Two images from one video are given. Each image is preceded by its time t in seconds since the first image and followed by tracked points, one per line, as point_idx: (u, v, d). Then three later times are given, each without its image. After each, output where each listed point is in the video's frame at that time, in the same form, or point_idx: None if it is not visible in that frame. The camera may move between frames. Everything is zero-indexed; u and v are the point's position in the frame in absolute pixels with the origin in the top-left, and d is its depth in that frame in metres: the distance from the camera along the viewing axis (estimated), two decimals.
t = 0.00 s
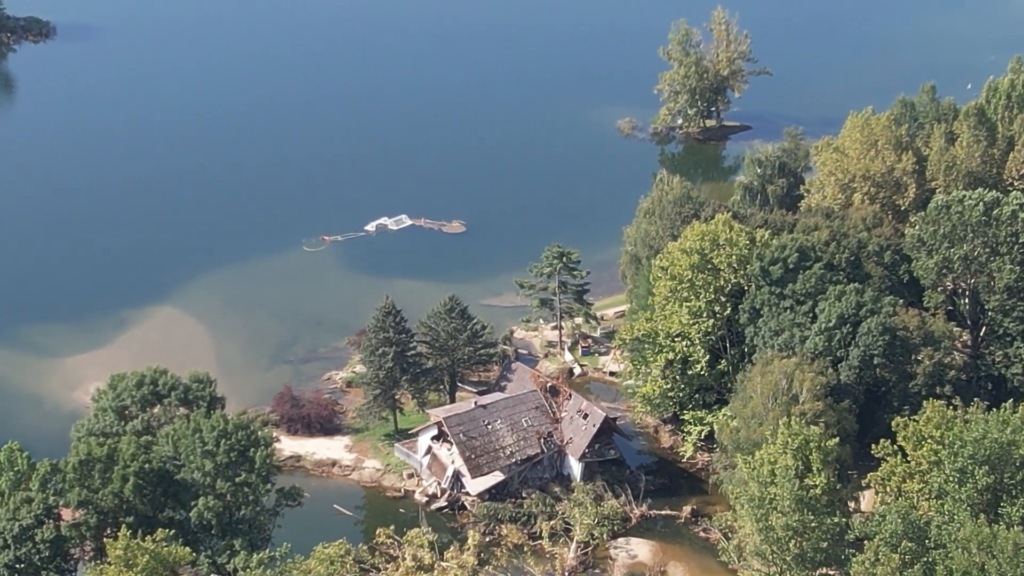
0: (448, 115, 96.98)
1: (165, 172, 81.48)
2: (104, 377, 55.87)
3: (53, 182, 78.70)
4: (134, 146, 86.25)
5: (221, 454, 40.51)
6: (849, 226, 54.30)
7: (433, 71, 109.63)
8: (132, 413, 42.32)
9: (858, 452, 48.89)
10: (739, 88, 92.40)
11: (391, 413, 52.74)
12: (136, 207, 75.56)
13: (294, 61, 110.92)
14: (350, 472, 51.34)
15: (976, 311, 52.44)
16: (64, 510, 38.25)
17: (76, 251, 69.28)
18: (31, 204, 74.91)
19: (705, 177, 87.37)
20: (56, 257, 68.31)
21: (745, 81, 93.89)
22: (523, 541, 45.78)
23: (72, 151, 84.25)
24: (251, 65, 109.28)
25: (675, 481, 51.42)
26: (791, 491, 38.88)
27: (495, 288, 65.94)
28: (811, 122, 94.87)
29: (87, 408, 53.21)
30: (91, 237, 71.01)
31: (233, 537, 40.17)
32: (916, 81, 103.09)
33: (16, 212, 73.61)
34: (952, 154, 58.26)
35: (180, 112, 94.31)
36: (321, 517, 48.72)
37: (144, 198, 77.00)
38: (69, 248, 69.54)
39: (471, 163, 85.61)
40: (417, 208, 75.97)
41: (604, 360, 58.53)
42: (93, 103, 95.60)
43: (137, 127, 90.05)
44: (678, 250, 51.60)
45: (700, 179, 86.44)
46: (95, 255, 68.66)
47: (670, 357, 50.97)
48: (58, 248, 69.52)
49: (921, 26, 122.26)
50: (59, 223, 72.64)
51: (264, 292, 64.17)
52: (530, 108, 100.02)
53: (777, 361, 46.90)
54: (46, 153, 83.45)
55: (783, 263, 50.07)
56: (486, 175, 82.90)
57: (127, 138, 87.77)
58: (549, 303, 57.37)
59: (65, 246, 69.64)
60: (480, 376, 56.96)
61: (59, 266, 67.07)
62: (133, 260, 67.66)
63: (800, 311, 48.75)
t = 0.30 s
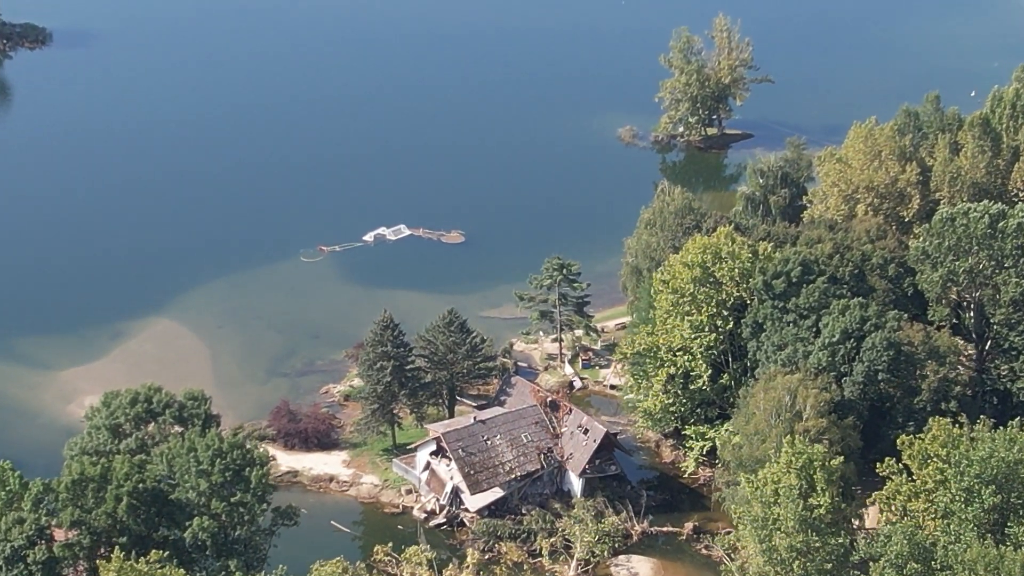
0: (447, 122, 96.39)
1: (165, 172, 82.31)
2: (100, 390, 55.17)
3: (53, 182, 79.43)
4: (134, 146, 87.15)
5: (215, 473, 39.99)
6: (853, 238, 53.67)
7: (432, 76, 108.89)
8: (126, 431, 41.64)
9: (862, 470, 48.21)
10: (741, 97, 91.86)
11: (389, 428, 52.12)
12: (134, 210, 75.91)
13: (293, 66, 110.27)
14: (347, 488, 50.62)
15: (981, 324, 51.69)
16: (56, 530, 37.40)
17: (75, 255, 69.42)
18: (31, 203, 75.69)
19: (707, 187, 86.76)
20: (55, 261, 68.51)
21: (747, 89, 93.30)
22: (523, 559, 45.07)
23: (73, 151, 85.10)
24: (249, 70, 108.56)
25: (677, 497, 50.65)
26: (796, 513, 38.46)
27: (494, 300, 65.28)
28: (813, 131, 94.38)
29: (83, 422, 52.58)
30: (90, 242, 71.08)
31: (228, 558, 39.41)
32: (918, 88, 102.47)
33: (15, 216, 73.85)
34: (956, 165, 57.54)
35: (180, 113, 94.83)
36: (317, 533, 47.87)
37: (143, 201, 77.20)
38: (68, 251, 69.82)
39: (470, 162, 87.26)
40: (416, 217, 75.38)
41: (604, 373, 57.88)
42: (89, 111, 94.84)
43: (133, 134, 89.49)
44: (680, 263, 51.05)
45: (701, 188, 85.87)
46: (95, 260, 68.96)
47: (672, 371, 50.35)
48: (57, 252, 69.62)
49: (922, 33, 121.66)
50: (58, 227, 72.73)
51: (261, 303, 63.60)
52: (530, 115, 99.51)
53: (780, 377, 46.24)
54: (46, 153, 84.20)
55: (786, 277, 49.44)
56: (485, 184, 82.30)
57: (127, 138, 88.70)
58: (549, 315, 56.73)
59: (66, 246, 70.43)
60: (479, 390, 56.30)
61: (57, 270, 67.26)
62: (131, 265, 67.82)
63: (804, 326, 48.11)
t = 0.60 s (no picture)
0: (446, 130, 95.94)
1: (165, 173, 83.37)
2: (95, 403, 54.62)
3: (54, 182, 80.78)
4: (135, 146, 88.34)
5: (210, 494, 39.21)
6: (857, 251, 53.11)
7: (432, 83, 108.47)
8: (119, 450, 41.07)
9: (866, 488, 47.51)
10: (743, 105, 91.56)
11: (388, 443, 51.44)
12: (131, 218, 75.73)
13: (292, 73, 109.78)
14: (345, 504, 49.84)
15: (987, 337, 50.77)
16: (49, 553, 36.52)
17: (72, 264, 69.14)
18: (32, 204, 76.85)
19: (709, 196, 85.96)
20: (52, 270, 68.33)
21: (749, 97, 92.75)
22: None
23: (74, 151, 86.27)
24: (248, 77, 108.03)
25: (679, 513, 49.84)
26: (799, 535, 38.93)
27: (494, 312, 64.59)
28: (815, 141, 93.92)
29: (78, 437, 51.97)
30: (87, 252, 70.83)
31: None
32: (919, 96, 102.13)
33: (12, 225, 73.68)
34: (962, 176, 56.81)
35: (181, 115, 95.98)
36: (315, 550, 47.09)
37: (140, 209, 76.99)
38: (65, 259, 69.72)
39: (471, 163, 88.80)
40: (415, 227, 74.86)
41: (605, 387, 57.22)
42: (86, 119, 94.31)
43: (131, 143, 89.10)
44: (682, 277, 50.42)
45: (703, 198, 85.15)
46: (92, 267, 68.87)
47: (673, 387, 49.70)
48: (53, 262, 69.32)
49: (923, 40, 121.43)
50: (55, 237, 72.46)
51: (259, 314, 63.07)
52: (530, 123, 99.11)
53: (784, 394, 45.55)
54: (46, 155, 85.16)
55: (789, 291, 48.78)
56: (485, 193, 81.72)
57: (128, 139, 89.85)
58: (550, 328, 56.10)
59: (66, 246, 71.39)
60: (478, 404, 55.63)
61: (55, 279, 67.10)
62: (128, 273, 67.67)
63: (807, 341, 47.45)
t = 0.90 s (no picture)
0: (445, 138, 95.41)
1: (162, 181, 82.76)
2: (89, 418, 53.95)
3: (51, 189, 80.38)
4: (133, 154, 87.84)
5: (204, 515, 38.34)
6: (861, 264, 52.45)
7: (431, 92, 107.97)
8: (112, 470, 40.30)
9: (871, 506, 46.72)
10: (745, 113, 90.96)
11: (385, 459, 50.71)
12: (127, 227, 75.13)
13: (290, 81, 109.19)
14: (342, 521, 49.05)
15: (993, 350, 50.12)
16: None
17: (66, 276, 68.45)
18: (28, 213, 76.38)
19: (710, 206, 85.46)
20: (46, 281, 67.70)
21: (751, 106, 92.18)
22: None
23: (71, 160, 85.68)
24: (246, 85, 107.42)
25: (680, 530, 49.11)
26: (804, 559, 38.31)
27: (493, 324, 63.99)
28: (817, 150, 93.32)
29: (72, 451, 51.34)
30: (82, 262, 70.18)
31: None
32: (921, 104, 101.68)
33: (7, 236, 73.05)
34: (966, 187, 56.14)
35: (180, 123, 95.44)
36: (311, 568, 46.27)
37: (136, 219, 76.38)
38: (61, 270, 69.16)
39: (471, 170, 88.79)
40: (414, 237, 74.22)
41: (605, 401, 56.60)
42: (82, 127, 93.63)
43: (127, 152, 88.43)
44: (683, 291, 49.75)
45: (704, 208, 84.61)
46: (86, 278, 68.28)
47: (675, 403, 49.04)
48: (47, 273, 68.64)
49: (923, 48, 121.07)
50: (50, 249, 71.74)
51: (255, 326, 62.43)
52: (530, 131, 98.58)
53: (787, 411, 44.83)
54: (43, 164, 84.58)
55: (793, 306, 48.13)
56: (485, 203, 81.18)
57: (126, 147, 89.30)
58: (549, 341, 55.47)
59: (63, 255, 70.88)
60: (477, 419, 55.04)
61: (49, 290, 66.42)
62: (124, 284, 67.09)
63: (810, 357, 46.80)
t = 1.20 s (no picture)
0: (446, 147, 94.92)
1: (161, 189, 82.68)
2: (84, 433, 53.29)
3: (49, 199, 79.88)
4: (132, 163, 87.36)
5: (199, 537, 37.65)
6: (865, 278, 51.83)
7: (431, 99, 107.48)
8: (106, 490, 39.74)
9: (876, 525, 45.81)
10: (746, 122, 90.42)
11: (384, 474, 49.97)
12: (123, 238, 74.53)
13: (289, 88, 108.62)
14: (339, 538, 48.17)
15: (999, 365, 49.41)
16: None
17: (60, 287, 67.88)
18: (26, 222, 75.85)
19: (712, 216, 85.03)
20: (41, 293, 67.14)
21: (753, 114, 91.60)
22: None
23: (68, 168, 85.15)
24: (244, 92, 106.75)
25: (682, 548, 48.39)
26: None
27: (492, 336, 63.49)
28: (819, 160, 92.86)
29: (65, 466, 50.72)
30: (77, 274, 69.59)
31: None
32: (924, 111, 101.04)
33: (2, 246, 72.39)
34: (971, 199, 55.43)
35: (179, 130, 94.96)
36: None
37: (132, 229, 75.79)
38: (58, 281, 68.60)
39: (472, 178, 88.27)
40: (413, 248, 73.65)
41: (605, 415, 56.01)
42: (79, 135, 92.94)
43: (123, 160, 87.78)
44: (685, 306, 49.23)
45: (705, 218, 84.18)
46: (81, 290, 67.73)
47: (677, 419, 48.37)
48: (42, 283, 68.05)
49: (927, 54, 120.50)
50: (44, 260, 71.00)
51: (252, 339, 61.84)
52: (530, 140, 97.95)
53: (791, 429, 44.07)
54: (41, 172, 84.07)
55: (796, 321, 47.57)
56: (485, 213, 80.78)
57: (124, 155, 88.80)
58: (549, 354, 54.78)
59: (59, 266, 70.33)
60: (476, 434, 54.48)
61: (44, 302, 65.86)
62: (120, 296, 66.57)
63: (814, 373, 46.16)
